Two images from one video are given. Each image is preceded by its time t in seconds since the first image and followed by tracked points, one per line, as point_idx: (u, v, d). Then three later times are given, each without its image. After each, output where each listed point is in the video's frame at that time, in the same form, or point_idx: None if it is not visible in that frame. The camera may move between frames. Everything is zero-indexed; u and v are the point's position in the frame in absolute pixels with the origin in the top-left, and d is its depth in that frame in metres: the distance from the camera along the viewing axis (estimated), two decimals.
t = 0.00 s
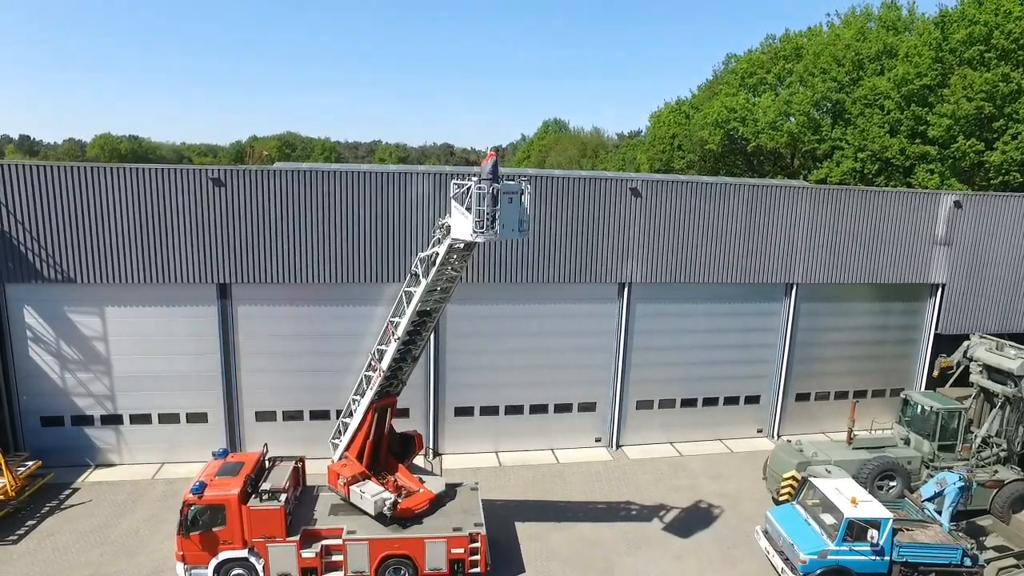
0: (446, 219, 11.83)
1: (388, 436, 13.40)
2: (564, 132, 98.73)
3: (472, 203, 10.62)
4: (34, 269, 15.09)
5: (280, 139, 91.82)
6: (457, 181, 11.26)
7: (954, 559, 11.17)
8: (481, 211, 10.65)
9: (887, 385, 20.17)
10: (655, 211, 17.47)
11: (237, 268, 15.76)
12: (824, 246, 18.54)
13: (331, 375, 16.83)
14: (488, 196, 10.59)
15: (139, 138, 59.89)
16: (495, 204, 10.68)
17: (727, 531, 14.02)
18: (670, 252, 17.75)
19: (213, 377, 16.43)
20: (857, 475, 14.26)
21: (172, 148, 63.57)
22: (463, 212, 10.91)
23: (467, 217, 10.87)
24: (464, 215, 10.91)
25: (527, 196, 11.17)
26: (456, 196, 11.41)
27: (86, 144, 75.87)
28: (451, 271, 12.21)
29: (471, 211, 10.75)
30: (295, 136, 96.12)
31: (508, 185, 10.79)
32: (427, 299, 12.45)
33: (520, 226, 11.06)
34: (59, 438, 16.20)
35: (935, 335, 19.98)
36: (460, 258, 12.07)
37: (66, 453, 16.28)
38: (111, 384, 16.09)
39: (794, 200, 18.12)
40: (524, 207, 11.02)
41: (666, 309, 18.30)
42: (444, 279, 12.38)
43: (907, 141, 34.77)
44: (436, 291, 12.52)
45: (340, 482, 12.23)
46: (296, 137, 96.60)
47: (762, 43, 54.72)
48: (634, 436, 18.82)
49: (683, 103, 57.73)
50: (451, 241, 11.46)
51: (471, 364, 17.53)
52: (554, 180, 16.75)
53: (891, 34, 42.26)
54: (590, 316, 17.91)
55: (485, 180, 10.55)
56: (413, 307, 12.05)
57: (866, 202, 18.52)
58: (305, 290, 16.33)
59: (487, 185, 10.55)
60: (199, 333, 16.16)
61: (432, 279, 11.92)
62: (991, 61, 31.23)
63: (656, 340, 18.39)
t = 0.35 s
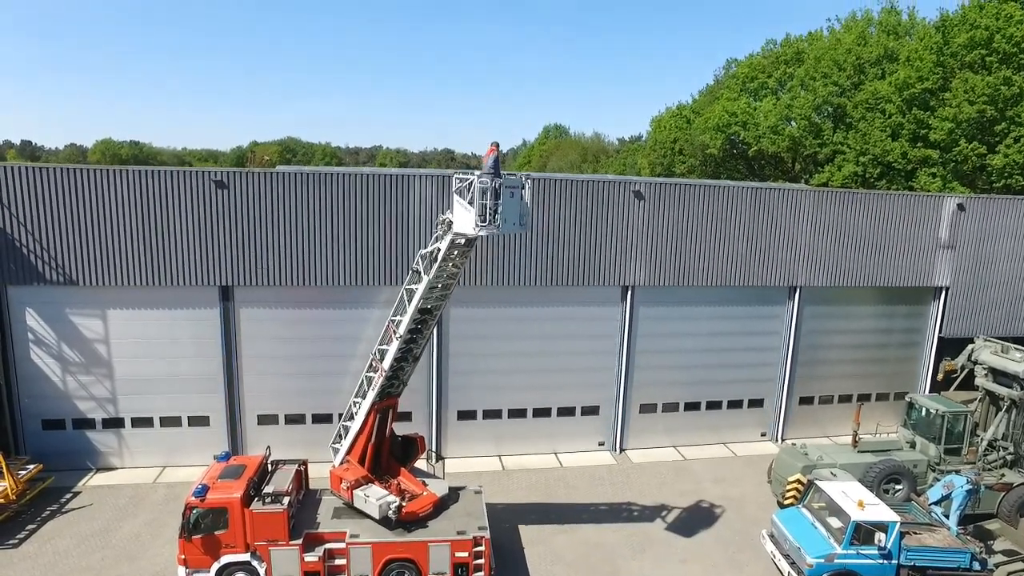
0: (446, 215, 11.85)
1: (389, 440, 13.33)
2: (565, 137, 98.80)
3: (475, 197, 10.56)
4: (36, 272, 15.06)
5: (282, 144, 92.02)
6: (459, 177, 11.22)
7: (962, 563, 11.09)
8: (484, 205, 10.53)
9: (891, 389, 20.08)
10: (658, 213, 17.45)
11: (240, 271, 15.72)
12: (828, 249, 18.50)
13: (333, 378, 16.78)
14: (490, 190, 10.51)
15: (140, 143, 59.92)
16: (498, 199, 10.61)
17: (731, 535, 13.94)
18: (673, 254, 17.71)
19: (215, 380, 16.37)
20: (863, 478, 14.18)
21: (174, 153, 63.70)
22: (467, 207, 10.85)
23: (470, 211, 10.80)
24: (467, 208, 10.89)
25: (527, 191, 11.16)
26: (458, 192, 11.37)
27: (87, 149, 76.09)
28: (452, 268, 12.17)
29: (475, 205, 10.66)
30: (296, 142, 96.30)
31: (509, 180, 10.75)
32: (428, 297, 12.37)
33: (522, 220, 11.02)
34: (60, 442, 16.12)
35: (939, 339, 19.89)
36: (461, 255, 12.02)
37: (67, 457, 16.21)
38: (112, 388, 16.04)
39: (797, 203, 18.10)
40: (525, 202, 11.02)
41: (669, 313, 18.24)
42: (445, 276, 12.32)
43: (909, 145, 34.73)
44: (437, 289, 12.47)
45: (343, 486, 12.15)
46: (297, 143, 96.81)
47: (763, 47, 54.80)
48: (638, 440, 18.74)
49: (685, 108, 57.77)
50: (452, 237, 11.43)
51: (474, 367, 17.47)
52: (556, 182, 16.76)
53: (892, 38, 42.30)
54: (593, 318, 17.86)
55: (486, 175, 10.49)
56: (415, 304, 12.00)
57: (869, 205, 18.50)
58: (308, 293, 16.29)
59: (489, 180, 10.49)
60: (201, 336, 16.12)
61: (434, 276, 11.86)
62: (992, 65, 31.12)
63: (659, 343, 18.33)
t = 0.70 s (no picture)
0: (447, 216, 11.84)
1: (389, 446, 13.25)
2: (566, 145, 99.07)
3: (477, 197, 10.52)
4: (37, 277, 15.01)
5: (283, 152, 92.24)
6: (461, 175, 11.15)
7: (971, 570, 10.98)
8: (487, 204, 10.46)
9: (895, 395, 19.98)
10: (661, 219, 17.40)
11: (242, 277, 15.68)
12: (831, 254, 18.45)
13: (335, 385, 16.70)
14: (492, 189, 10.46)
15: (141, 150, 60.00)
16: (499, 198, 10.56)
17: (737, 543, 13.81)
18: (676, 261, 17.66)
19: (216, 387, 16.30)
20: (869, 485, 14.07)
21: (175, 161, 63.77)
22: (468, 206, 10.79)
23: (473, 210, 10.76)
24: (469, 208, 10.84)
25: (528, 191, 11.12)
26: (458, 191, 11.32)
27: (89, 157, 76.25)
28: (452, 270, 12.08)
29: (477, 204, 10.61)
30: (297, 149, 96.51)
31: (511, 179, 10.72)
32: (429, 299, 12.30)
33: (523, 219, 10.99)
34: (60, 449, 16.03)
35: (943, 345, 19.80)
36: (461, 255, 11.95)
37: (67, 463, 16.11)
38: (113, 394, 15.96)
39: (800, 208, 18.07)
40: (525, 200, 11.00)
41: (672, 319, 18.17)
42: (445, 277, 12.26)
43: (910, 152, 34.74)
44: (438, 291, 12.41)
45: (345, 494, 12.05)
46: (298, 150, 96.97)
47: (763, 55, 54.93)
48: (641, 447, 18.62)
49: (685, 116, 57.87)
50: (453, 236, 11.39)
51: (476, 374, 17.39)
52: (559, 188, 16.73)
53: (892, 45, 42.40)
54: (596, 325, 17.80)
55: (487, 174, 10.47)
56: (416, 306, 11.96)
57: (872, 210, 18.46)
58: (310, 299, 16.24)
59: (490, 179, 10.44)
60: (202, 342, 16.05)
61: (435, 277, 11.80)
62: (993, 72, 31.11)
63: (663, 350, 18.25)
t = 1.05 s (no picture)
0: (446, 221, 11.81)
1: (388, 458, 13.16)
2: (565, 157, 99.42)
3: (476, 202, 10.54)
4: (37, 288, 14.95)
5: (284, 164, 92.59)
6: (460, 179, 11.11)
7: None
8: (486, 209, 10.48)
9: (898, 407, 19.85)
10: (663, 231, 17.36)
11: (242, 288, 15.63)
12: (832, 266, 18.41)
13: (334, 397, 16.59)
14: (491, 194, 10.47)
15: (142, 162, 60.13)
16: (498, 202, 10.59)
17: (740, 556, 13.66)
18: (678, 272, 17.60)
19: (215, 398, 16.20)
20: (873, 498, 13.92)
21: (175, 172, 63.88)
22: (467, 210, 10.75)
23: (471, 215, 10.73)
24: (467, 212, 10.83)
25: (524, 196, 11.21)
26: (457, 195, 11.30)
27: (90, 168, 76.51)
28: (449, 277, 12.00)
29: (475, 209, 10.60)
30: (298, 161, 96.85)
31: (509, 183, 10.74)
32: (427, 306, 12.22)
33: (520, 224, 11.05)
34: (57, 461, 15.90)
35: (946, 356, 19.70)
36: (459, 262, 11.92)
37: (65, 475, 15.98)
38: (111, 405, 15.86)
39: (801, 219, 18.06)
40: (523, 205, 11.05)
41: (674, 330, 18.09)
42: (443, 285, 12.19)
43: (910, 163, 34.87)
44: (436, 297, 12.36)
45: (344, 508, 11.92)
46: (299, 162, 97.32)
47: (763, 68, 55.18)
48: (642, 459, 18.48)
49: (685, 127, 58.07)
50: (452, 241, 11.39)
51: (476, 385, 17.29)
52: (559, 199, 16.70)
53: (891, 58, 42.58)
54: (597, 336, 17.72)
55: (486, 179, 10.47)
56: (415, 313, 11.88)
57: (873, 221, 18.44)
58: (310, 310, 16.19)
59: (489, 184, 10.45)
60: (201, 353, 15.98)
61: (434, 283, 11.79)
62: (992, 84, 31.07)
63: (664, 361, 18.16)
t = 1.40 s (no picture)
0: (441, 233, 11.84)
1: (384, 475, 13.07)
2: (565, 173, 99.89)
3: (472, 214, 10.61)
4: (35, 301, 14.93)
5: (284, 179, 92.97)
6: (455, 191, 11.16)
7: None
8: (481, 220, 10.53)
9: (900, 422, 19.75)
10: (662, 246, 17.38)
11: (241, 302, 15.60)
12: (831, 280, 18.40)
13: (333, 412, 16.51)
14: (486, 206, 10.55)
15: (144, 177, 60.46)
16: (493, 213, 10.66)
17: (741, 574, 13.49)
18: (677, 287, 17.60)
19: (213, 413, 16.12)
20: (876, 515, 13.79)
21: (177, 187, 64.24)
22: (463, 221, 10.80)
23: (466, 226, 10.78)
24: (463, 224, 10.88)
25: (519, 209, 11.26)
26: (452, 207, 11.36)
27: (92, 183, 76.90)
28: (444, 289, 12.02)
29: (471, 220, 10.66)
30: (299, 176, 97.37)
31: (504, 195, 10.82)
32: (422, 318, 12.20)
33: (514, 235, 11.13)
34: (53, 477, 15.78)
35: (947, 371, 19.62)
36: (454, 273, 11.94)
37: (61, 491, 15.86)
38: (108, 420, 15.77)
39: (801, 234, 18.08)
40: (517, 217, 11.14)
41: (674, 345, 18.05)
42: (438, 296, 12.18)
43: (908, 178, 35.05)
44: (431, 310, 12.32)
45: (341, 526, 11.79)
46: (301, 177, 97.91)
47: (761, 84, 55.55)
48: (643, 475, 18.34)
49: (684, 143, 58.36)
50: (446, 253, 11.46)
51: (475, 400, 17.20)
52: (557, 214, 16.73)
53: (887, 74, 42.89)
54: (596, 351, 17.67)
55: (481, 192, 10.55)
56: (410, 325, 11.89)
57: (872, 236, 18.46)
58: (308, 325, 16.15)
59: (484, 196, 10.52)
60: (200, 368, 15.91)
61: (428, 296, 11.82)
62: (988, 100, 31.20)
63: (664, 377, 18.09)
